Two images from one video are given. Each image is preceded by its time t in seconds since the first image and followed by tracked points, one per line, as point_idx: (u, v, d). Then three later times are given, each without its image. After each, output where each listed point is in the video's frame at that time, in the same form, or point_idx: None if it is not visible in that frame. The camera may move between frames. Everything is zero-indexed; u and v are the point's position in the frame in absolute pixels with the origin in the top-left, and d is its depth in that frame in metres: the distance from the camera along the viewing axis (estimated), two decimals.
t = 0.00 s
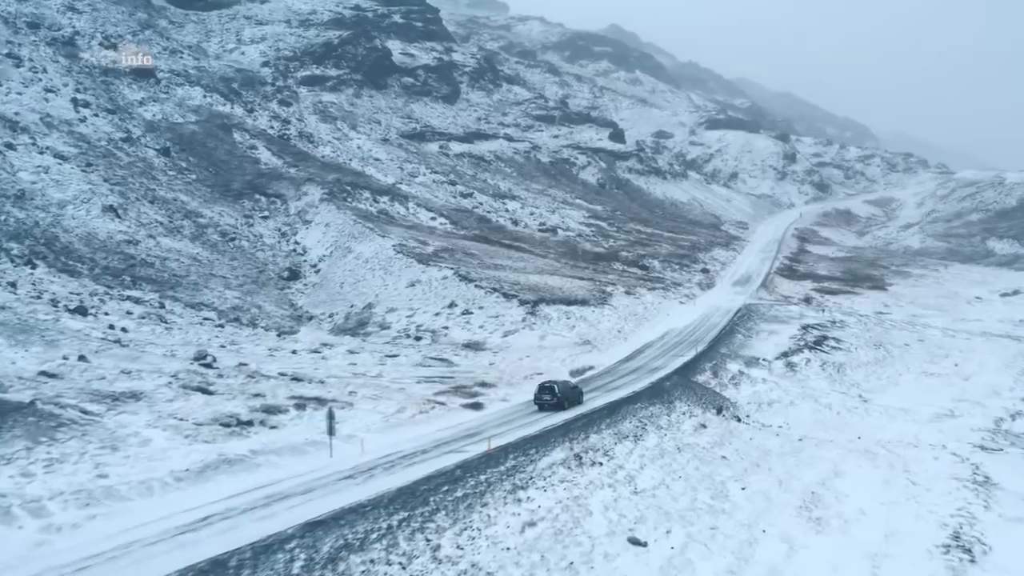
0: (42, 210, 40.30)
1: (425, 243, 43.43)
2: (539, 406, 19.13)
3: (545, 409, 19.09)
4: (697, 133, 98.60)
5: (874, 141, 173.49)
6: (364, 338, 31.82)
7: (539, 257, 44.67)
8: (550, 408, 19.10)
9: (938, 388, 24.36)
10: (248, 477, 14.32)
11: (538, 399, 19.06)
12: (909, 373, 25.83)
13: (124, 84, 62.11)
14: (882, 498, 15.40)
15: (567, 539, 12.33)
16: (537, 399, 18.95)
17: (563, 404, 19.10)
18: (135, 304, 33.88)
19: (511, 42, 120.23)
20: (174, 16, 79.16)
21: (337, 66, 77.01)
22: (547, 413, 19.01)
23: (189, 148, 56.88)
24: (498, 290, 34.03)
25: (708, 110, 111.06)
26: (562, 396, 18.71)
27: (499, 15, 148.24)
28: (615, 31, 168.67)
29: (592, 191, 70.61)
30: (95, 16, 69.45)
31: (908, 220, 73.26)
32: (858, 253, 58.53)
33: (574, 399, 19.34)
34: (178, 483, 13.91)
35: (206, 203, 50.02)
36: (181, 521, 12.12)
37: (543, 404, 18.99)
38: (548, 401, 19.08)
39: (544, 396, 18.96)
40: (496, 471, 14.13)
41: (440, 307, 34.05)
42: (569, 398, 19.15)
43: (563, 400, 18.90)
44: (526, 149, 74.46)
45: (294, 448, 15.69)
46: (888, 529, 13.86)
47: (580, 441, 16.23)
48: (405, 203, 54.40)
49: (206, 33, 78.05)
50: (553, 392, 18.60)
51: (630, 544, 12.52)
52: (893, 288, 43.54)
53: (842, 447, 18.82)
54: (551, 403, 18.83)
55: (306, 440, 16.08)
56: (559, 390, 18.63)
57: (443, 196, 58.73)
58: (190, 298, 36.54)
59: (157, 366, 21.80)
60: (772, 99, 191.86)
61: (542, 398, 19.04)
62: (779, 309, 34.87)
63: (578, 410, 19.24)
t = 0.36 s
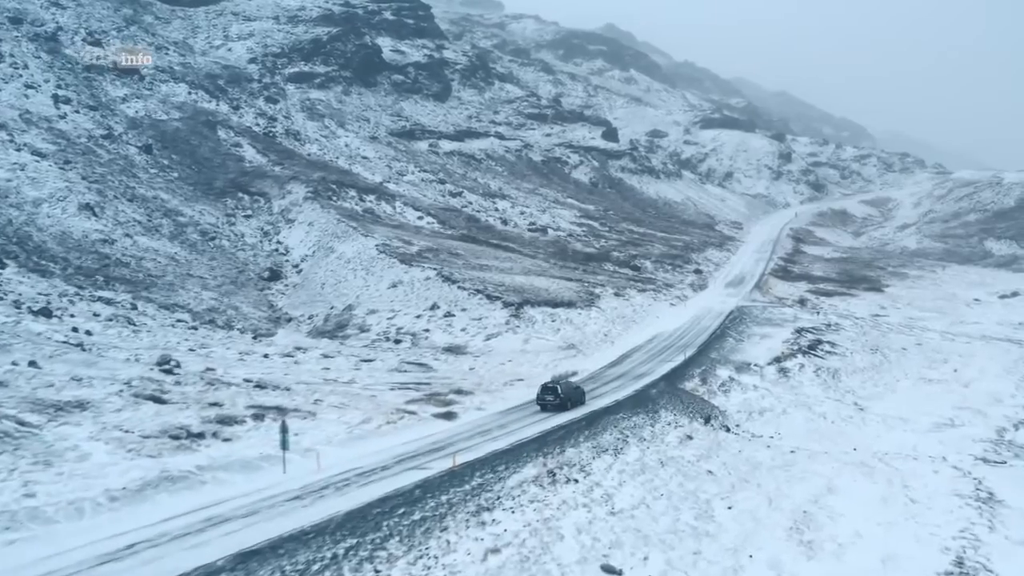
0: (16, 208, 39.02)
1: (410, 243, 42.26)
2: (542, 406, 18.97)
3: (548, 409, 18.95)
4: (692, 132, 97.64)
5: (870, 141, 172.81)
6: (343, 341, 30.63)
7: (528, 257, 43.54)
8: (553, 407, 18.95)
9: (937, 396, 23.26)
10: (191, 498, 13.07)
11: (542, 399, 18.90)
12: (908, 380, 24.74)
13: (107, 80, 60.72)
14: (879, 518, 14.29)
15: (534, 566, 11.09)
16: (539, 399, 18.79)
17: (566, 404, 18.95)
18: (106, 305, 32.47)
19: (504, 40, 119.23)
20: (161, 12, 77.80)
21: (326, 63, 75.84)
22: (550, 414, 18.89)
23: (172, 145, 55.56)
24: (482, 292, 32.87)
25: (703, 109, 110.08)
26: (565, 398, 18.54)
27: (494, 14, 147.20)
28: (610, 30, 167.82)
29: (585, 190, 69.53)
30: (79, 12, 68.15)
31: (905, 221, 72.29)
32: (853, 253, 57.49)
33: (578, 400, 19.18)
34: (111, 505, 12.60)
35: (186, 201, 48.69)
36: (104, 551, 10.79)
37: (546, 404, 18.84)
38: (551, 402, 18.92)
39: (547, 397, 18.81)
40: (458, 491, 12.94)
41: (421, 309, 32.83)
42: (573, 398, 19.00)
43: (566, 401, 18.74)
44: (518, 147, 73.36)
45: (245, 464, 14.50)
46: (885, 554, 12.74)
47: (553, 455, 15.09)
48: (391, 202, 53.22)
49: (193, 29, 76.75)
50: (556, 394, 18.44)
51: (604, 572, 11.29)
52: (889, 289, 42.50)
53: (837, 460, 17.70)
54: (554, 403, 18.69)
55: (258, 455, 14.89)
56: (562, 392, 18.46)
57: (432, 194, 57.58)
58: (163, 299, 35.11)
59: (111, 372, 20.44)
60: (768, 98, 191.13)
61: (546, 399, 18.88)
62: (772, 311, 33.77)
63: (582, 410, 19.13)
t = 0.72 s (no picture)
0: None
1: (397, 242, 41.13)
2: (545, 406, 18.70)
3: (551, 410, 18.67)
4: (690, 131, 96.64)
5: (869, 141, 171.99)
6: (322, 343, 29.45)
7: (519, 258, 42.39)
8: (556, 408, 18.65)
9: (938, 404, 22.14)
10: (127, 522, 11.86)
11: (546, 398, 18.58)
12: (908, 386, 23.64)
13: (92, 76, 59.60)
14: (878, 541, 13.18)
15: None
16: (542, 398, 18.51)
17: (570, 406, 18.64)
18: (77, 305, 31.04)
19: (500, 38, 118.22)
20: (150, 7, 76.56)
21: (317, 59, 74.78)
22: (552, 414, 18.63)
23: (156, 142, 54.35)
24: (467, 293, 31.74)
25: (701, 108, 109.11)
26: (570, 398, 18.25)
27: (491, 12, 146.15)
28: (608, 29, 167.10)
29: (580, 189, 68.46)
30: (65, 7, 67.00)
31: (905, 221, 71.26)
32: (852, 254, 56.43)
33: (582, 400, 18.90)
34: (37, 528, 11.30)
35: (168, 199, 47.46)
36: None
37: (549, 404, 18.55)
38: (554, 403, 18.66)
39: (551, 396, 18.48)
40: (417, 513, 11.78)
41: (404, 311, 31.66)
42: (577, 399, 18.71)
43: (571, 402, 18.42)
44: (512, 146, 72.27)
45: (190, 481, 13.33)
46: None
47: (527, 470, 13.97)
48: (380, 201, 52.09)
49: (182, 25, 75.54)
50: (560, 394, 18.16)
51: None
52: (888, 291, 41.43)
53: (834, 475, 16.58)
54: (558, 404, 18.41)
55: (206, 471, 13.73)
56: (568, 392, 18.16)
57: (423, 193, 56.49)
58: (139, 300, 33.83)
59: (66, 378, 19.24)
60: (768, 98, 190.33)
61: (550, 399, 18.56)
62: (767, 313, 32.64)
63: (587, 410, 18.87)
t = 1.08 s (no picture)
0: None
1: (385, 241, 40.02)
2: (552, 406, 18.62)
3: (558, 409, 18.60)
4: (687, 130, 95.59)
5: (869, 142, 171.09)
6: (301, 346, 28.29)
7: (511, 258, 41.27)
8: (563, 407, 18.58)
9: (943, 413, 21.03)
10: (56, 548, 10.70)
11: (553, 399, 18.50)
12: (911, 394, 22.55)
13: (78, 71, 58.18)
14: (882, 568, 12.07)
15: None
16: (550, 398, 18.43)
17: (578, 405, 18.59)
18: (48, 306, 29.58)
19: (497, 36, 117.06)
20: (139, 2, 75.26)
21: (309, 56, 73.69)
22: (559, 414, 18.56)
23: (142, 138, 53.16)
24: (453, 295, 30.61)
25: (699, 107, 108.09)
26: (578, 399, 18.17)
27: (488, 10, 144.93)
28: (607, 28, 166.05)
29: (575, 188, 67.36)
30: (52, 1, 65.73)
31: (905, 222, 70.26)
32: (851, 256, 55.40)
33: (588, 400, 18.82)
34: None
35: (151, 196, 46.25)
36: None
37: (557, 404, 18.47)
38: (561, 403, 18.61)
39: (558, 397, 18.40)
40: (375, 542, 10.66)
41: (387, 313, 30.54)
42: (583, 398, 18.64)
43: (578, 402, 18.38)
44: (507, 144, 71.14)
45: (133, 501, 12.20)
46: None
47: (500, 490, 12.87)
48: (370, 199, 50.98)
49: (172, 20, 74.23)
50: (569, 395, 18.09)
51: None
52: (888, 293, 40.37)
53: (833, 491, 15.47)
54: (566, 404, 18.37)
55: (152, 489, 12.58)
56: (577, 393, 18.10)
57: (414, 191, 55.40)
58: (115, 300, 32.54)
59: (18, 385, 18.04)
60: (767, 98, 189.35)
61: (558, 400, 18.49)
62: (764, 316, 31.50)
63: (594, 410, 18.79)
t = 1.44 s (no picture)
0: None
1: (372, 239, 38.90)
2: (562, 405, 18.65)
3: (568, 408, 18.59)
4: (685, 129, 94.55)
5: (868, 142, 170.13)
6: (280, 348, 27.13)
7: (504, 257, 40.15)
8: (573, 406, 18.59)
9: (950, 423, 19.92)
10: None
11: (563, 398, 18.56)
12: (916, 401, 21.44)
13: (63, 66, 56.69)
14: None
15: None
16: (560, 397, 18.51)
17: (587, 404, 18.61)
18: (17, 306, 28.23)
19: (494, 34, 115.86)
20: None
21: (300, 51, 72.54)
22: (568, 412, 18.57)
23: (127, 135, 51.93)
24: (439, 295, 29.50)
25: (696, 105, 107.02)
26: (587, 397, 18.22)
27: (485, 7, 143.68)
28: (604, 26, 164.90)
29: (571, 186, 66.26)
30: None
31: (905, 222, 69.26)
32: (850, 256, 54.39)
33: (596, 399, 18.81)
34: None
35: (134, 193, 45.03)
36: None
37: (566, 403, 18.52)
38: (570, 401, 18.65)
39: (568, 396, 18.48)
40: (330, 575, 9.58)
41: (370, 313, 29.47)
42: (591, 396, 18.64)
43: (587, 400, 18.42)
44: (501, 141, 70.03)
45: (66, 524, 11.03)
46: None
47: (472, 512, 11.82)
48: (360, 196, 49.87)
49: (161, 15, 72.89)
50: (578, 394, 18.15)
51: None
52: (889, 294, 39.34)
53: (836, 509, 14.39)
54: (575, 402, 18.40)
55: (90, 510, 11.43)
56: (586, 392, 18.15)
57: (406, 189, 54.28)
58: (91, 300, 31.25)
59: None
60: (766, 97, 188.26)
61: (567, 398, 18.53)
62: (762, 318, 30.38)
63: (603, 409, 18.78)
